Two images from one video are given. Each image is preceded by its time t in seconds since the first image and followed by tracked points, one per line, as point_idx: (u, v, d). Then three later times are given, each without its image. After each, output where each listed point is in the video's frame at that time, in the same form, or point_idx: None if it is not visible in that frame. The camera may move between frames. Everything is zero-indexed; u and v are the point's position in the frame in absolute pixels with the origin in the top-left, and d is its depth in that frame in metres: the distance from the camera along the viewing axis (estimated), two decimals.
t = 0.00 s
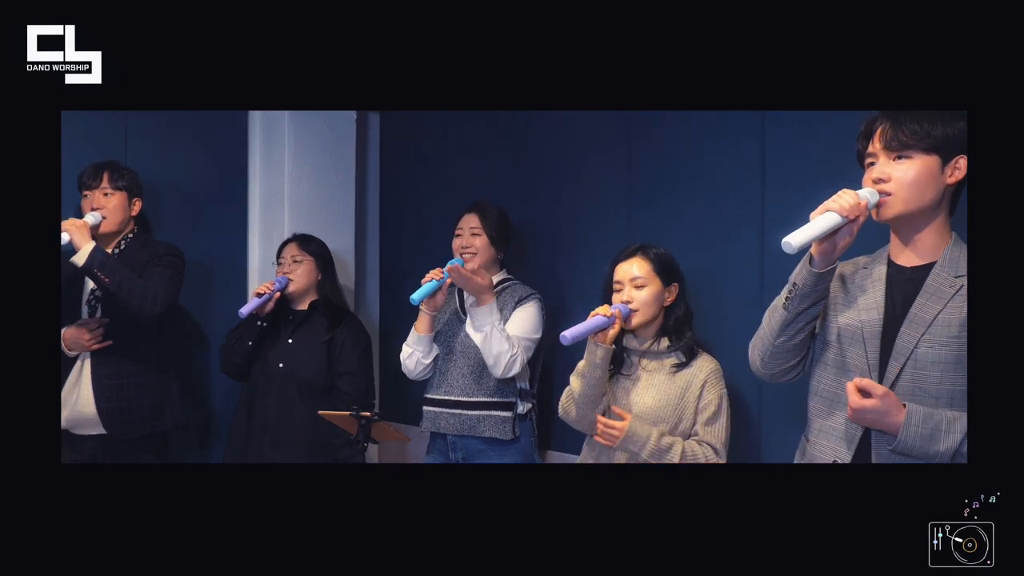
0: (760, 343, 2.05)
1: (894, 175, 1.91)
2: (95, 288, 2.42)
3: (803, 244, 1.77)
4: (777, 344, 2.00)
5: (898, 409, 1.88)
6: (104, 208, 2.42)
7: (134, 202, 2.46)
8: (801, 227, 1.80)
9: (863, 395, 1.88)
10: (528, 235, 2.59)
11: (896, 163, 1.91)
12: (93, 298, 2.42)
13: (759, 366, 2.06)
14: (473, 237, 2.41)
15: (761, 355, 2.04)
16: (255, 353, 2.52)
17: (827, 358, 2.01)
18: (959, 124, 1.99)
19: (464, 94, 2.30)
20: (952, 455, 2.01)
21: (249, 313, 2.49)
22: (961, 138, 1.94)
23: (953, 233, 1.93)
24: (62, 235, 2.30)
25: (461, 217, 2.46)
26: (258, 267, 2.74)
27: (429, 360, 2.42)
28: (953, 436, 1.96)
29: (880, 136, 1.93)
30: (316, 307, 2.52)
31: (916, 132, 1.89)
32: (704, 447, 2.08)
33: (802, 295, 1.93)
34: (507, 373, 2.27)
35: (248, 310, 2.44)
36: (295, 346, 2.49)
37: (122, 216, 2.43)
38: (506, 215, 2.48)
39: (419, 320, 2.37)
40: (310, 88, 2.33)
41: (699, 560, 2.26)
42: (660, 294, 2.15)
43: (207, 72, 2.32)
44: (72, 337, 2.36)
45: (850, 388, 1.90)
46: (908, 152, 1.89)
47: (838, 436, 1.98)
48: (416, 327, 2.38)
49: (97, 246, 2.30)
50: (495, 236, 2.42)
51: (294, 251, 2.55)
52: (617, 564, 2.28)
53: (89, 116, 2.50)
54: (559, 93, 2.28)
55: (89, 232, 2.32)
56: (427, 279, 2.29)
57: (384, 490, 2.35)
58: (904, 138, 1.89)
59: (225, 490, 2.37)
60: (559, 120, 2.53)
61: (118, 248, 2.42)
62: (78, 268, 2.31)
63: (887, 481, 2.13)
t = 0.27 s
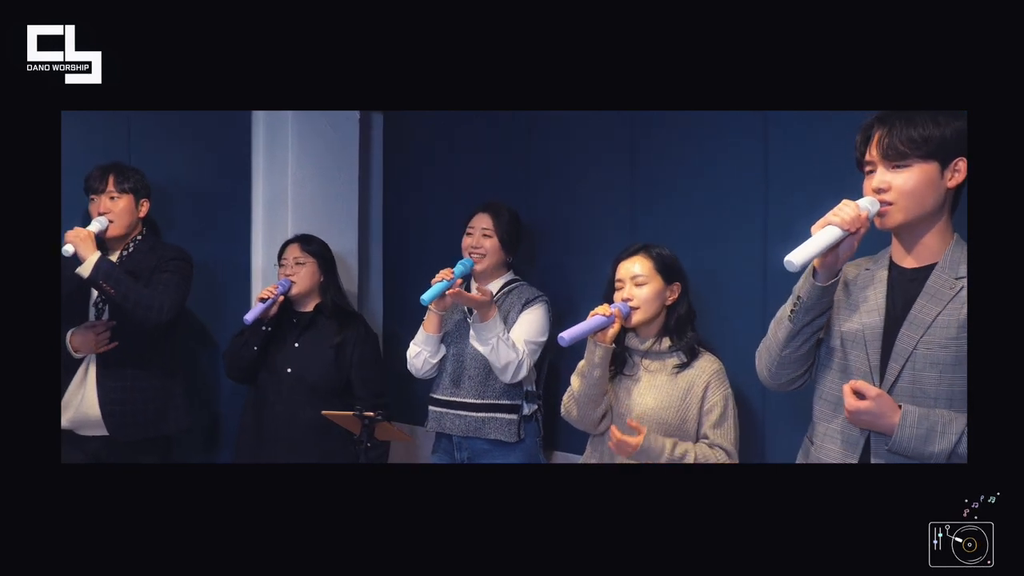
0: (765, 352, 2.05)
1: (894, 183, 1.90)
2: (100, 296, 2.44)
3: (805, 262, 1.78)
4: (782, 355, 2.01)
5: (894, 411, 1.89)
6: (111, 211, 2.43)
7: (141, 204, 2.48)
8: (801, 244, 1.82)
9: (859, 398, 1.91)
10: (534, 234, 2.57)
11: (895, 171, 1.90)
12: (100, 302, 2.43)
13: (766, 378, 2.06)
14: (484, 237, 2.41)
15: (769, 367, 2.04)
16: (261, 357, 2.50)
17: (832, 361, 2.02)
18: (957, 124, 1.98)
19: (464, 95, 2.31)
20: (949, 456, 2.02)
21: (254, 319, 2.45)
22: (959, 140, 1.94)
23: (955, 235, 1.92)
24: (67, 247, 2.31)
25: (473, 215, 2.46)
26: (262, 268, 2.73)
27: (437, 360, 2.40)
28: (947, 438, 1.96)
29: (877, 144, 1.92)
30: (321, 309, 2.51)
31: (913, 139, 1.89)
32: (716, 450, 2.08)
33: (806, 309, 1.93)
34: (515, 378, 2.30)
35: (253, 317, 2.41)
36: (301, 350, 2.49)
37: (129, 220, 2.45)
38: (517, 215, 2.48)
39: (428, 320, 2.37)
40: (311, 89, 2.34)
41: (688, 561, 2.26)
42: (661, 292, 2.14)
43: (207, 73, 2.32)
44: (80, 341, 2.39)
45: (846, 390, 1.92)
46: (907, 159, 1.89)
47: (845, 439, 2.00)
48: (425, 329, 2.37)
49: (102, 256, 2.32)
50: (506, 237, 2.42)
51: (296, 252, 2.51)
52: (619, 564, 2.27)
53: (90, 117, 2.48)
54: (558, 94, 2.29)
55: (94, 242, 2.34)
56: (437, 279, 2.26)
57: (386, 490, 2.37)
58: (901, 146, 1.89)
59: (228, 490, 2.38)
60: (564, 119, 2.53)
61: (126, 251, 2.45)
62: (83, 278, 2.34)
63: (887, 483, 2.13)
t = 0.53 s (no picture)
0: (763, 351, 2.05)
1: (889, 183, 1.91)
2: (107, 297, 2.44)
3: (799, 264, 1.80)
4: (781, 356, 2.01)
5: (890, 409, 1.89)
6: (120, 212, 2.43)
7: (150, 204, 2.47)
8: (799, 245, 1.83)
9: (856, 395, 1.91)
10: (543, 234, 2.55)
11: (890, 171, 1.92)
12: (108, 301, 2.43)
13: (763, 378, 2.07)
14: (502, 236, 2.40)
15: (767, 368, 2.05)
16: (273, 358, 2.47)
17: (830, 361, 2.02)
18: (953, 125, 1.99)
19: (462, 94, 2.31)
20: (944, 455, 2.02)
21: (267, 320, 2.41)
22: (955, 141, 1.95)
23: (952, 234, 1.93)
24: (74, 248, 2.31)
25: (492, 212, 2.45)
26: (264, 268, 2.72)
27: (442, 357, 2.39)
28: (944, 436, 1.95)
29: (872, 145, 1.94)
30: (332, 308, 2.51)
31: (907, 139, 1.90)
32: (716, 451, 2.08)
33: (801, 311, 1.95)
34: (519, 371, 2.29)
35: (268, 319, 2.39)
36: (313, 350, 2.48)
37: (138, 220, 2.44)
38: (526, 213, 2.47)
39: (435, 316, 2.36)
40: (309, 88, 2.34)
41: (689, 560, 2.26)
42: (664, 290, 2.15)
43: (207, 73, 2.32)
44: (86, 339, 2.39)
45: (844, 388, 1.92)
46: (901, 160, 1.90)
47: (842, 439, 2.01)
48: (432, 324, 2.36)
49: (111, 257, 2.32)
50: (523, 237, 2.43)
51: (304, 251, 2.49)
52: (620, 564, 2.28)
53: (90, 117, 2.50)
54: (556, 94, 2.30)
55: (102, 244, 2.34)
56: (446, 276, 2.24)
57: (386, 490, 2.37)
58: (895, 147, 1.91)
59: (225, 490, 2.38)
60: (567, 120, 2.53)
61: (133, 251, 2.44)
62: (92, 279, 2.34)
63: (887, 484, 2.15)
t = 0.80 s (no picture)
0: (757, 345, 2.07)
1: (888, 177, 1.93)
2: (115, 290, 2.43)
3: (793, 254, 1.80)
4: (773, 349, 2.02)
5: (900, 395, 1.90)
6: (132, 207, 2.44)
7: (162, 203, 2.47)
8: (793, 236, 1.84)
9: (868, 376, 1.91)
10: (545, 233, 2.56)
11: (891, 165, 1.93)
12: (114, 298, 2.42)
13: (757, 369, 2.08)
14: (501, 232, 2.41)
15: (759, 359, 2.07)
16: (288, 351, 2.47)
17: (823, 358, 2.01)
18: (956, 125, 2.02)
19: (463, 94, 2.31)
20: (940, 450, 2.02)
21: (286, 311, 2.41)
22: (955, 140, 1.97)
23: (950, 234, 1.93)
24: (87, 239, 2.32)
25: (492, 210, 2.46)
26: (267, 268, 2.72)
27: (446, 355, 2.41)
28: (948, 427, 1.97)
29: (873, 140, 1.96)
30: (345, 303, 2.52)
31: (908, 135, 1.93)
32: (714, 448, 2.08)
33: (795, 303, 1.96)
34: (521, 362, 2.29)
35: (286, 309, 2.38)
36: (327, 345, 2.48)
37: (150, 215, 2.45)
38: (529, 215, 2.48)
39: (439, 313, 2.37)
40: (309, 88, 2.33)
41: (690, 561, 2.27)
42: (671, 289, 2.15)
43: (207, 73, 2.33)
44: (91, 336, 2.39)
45: (857, 366, 1.92)
46: (900, 154, 1.93)
47: (834, 435, 2.00)
48: (438, 322, 2.38)
49: (124, 251, 2.33)
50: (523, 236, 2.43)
51: (319, 247, 2.50)
52: (621, 564, 2.28)
53: (91, 117, 2.48)
54: (556, 94, 2.30)
55: (116, 237, 2.35)
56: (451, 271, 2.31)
57: (388, 490, 2.36)
58: (897, 141, 1.93)
59: (227, 490, 2.37)
60: (569, 120, 2.53)
61: (142, 250, 2.44)
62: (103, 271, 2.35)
63: (893, 481, 2.14)
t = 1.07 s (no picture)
0: (749, 340, 2.07)
1: (883, 177, 1.92)
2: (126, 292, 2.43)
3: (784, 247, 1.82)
4: (764, 343, 2.03)
5: (879, 399, 1.88)
6: (148, 212, 2.44)
7: (179, 207, 2.49)
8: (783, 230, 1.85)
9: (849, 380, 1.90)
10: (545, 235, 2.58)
11: (886, 165, 1.93)
12: (126, 302, 2.42)
13: (747, 364, 2.08)
14: (497, 235, 2.40)
15: (750, 355, 2.07)
16: (303, 351, 2.47)
17: (813, 354, 2.02)
18: (957, 126, 1.97)
19: (462, 94, 2.31)
20: (928, 450, 1.96)
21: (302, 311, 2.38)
22: (955, 142, 1.94)
23: (943, 235, 1.92)
24: (106, 250, 2.29)
25: (489, 211, 2.45)
26: (271, 269, 2.72)
27: (451, 358, 2.39)
28: (932, 427, 1.91)
29: (870, 139, 1.95)
30: (361, 304, 2.53)
31: (906, 135, 1.91)
32: (717, 453, 2.08)
33: (788, 296, 1.95)
34: (526, 372, 2.28)
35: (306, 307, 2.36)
36: (342, 345, 2.48)
37: (166, 222, 2.46)
38: (531, 216, 2.49)
39: (441, 317, 2.37)
40: (308, 88, 2.33)
41: (691, 561, 2.27)
42: (677, 291, 2.15)
43: (207, 73, 2.32)
44: (102, 338, 2.37)
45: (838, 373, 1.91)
46: (896, 154, 1.91)
47: (821, 430, 1.99)
48: (438, 326, 2.37)
49: (142, 262, 2.33)
50: (520, 239, 2.42)
51: (335, 248, 2.51)
52: (622, 563, 2.28)
53: (92, 118, 2.49)
54: (555, 94, 2.30)
55: (134, 247, 2.33)
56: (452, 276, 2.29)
57: (388, 490, 2.37)
58: (894, 141, 1.91)
59: (228, 489, 2.37)
60: (572, 121, 2.53)
61: (155, 254, 2.44)
62: (121, 283, 2.33)
63: (886, 482, 2.16)
